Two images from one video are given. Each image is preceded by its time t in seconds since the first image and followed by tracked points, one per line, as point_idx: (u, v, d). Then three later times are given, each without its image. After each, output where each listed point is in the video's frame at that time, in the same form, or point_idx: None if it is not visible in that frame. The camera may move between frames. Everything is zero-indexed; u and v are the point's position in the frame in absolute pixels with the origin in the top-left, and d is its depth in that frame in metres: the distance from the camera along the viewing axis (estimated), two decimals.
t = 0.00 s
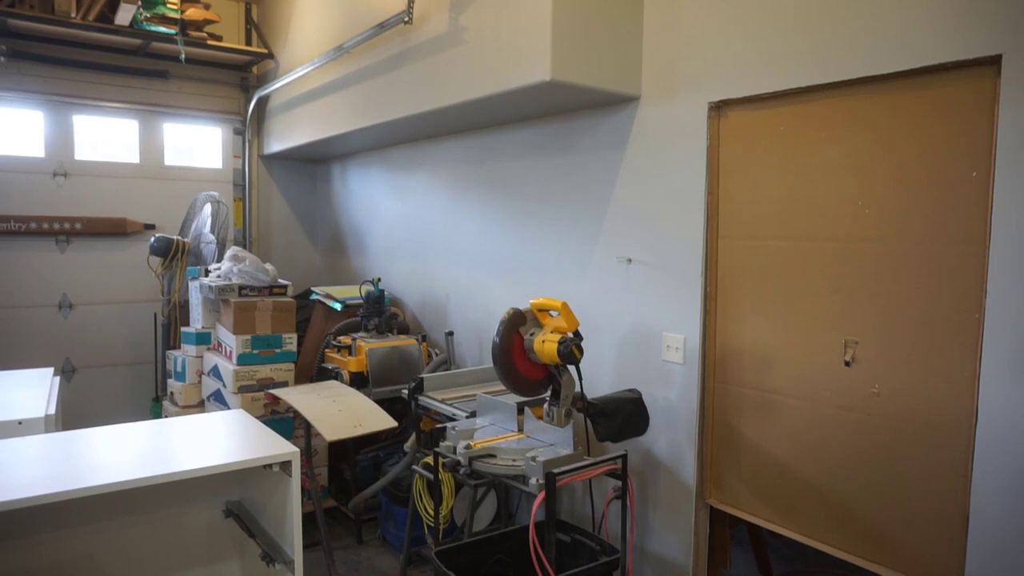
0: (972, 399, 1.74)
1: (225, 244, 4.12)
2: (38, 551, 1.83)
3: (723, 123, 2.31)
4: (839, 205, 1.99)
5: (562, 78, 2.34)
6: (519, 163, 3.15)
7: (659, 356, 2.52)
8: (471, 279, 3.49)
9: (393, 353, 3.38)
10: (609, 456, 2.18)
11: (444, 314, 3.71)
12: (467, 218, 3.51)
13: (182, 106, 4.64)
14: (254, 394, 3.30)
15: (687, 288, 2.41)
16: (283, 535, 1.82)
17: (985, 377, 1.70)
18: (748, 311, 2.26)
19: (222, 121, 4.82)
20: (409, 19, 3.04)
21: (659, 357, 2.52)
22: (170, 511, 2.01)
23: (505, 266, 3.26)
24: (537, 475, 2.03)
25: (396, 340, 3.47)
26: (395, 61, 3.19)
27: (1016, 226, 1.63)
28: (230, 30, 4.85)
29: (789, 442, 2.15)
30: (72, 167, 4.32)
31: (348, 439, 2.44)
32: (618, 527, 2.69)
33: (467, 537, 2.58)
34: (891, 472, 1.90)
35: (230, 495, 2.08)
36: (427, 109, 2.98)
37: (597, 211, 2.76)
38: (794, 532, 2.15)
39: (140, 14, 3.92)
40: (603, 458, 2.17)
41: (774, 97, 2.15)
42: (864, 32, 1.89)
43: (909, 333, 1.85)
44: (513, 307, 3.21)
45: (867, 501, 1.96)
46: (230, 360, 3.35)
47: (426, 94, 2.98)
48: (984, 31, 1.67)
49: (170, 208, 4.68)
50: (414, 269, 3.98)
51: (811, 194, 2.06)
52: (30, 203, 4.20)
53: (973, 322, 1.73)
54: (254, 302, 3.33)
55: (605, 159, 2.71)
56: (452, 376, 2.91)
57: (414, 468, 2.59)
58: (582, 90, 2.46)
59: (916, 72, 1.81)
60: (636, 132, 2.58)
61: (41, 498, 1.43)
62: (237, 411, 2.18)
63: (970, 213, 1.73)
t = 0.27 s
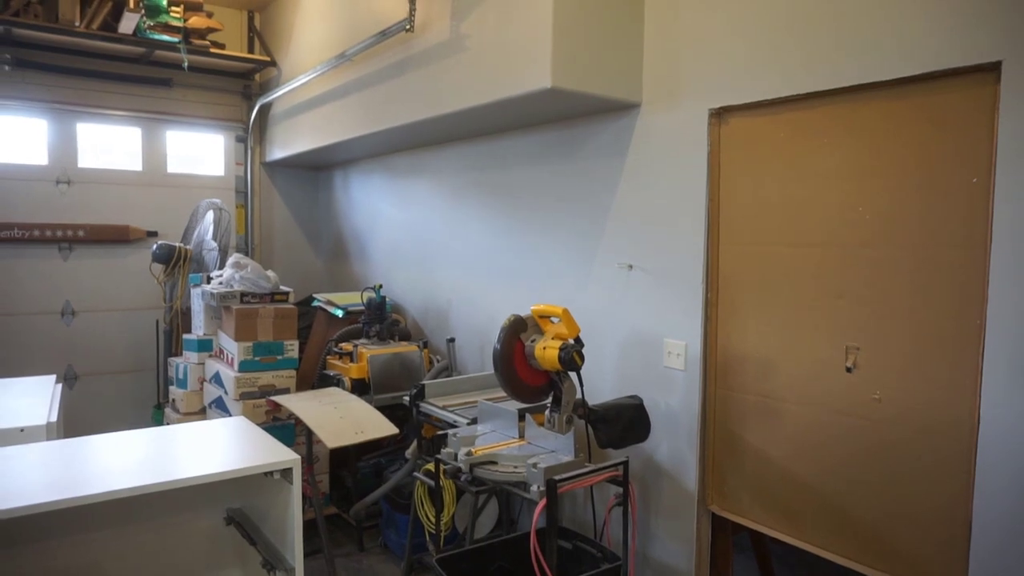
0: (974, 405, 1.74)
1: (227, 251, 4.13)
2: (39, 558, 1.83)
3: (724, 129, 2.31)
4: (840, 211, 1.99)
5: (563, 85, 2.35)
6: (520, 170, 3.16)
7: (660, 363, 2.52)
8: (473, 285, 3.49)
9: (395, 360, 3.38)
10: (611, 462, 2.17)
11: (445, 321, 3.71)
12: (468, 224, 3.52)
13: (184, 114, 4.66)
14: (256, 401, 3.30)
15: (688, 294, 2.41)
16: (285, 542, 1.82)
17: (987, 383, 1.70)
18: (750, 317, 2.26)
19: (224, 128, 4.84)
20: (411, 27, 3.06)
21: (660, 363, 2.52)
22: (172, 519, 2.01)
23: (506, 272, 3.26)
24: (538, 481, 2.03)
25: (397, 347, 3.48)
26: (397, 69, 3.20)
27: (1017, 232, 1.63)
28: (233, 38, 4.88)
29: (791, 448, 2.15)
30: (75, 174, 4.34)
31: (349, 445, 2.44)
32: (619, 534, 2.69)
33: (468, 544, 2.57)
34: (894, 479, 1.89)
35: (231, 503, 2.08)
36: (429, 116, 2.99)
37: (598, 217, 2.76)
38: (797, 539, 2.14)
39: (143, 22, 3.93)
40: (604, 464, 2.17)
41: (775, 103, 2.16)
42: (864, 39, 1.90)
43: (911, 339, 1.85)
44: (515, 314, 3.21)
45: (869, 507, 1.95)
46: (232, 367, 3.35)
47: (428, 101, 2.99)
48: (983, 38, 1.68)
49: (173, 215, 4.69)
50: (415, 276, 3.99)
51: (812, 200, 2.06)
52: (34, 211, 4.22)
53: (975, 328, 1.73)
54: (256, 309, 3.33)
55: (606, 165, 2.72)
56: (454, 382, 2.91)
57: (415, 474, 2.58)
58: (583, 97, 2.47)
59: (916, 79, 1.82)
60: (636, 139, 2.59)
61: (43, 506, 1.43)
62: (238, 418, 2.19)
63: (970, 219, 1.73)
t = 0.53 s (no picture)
0: (968, 418, 1.74)
1: (223, 263, 4.13)
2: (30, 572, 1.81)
3: (719, 143, 2.33)
4: (834, 225, 2.01)
5: (558, 99, 2.36)
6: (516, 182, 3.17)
7: (656, 376, 2.52)
8: (469, 297, 3.49)
9: (390, 372, 3.37)
10: (606, 476, 2.17)
11: (441, 333, 3.71)
12: (464, 237, 3.52)
13: (182, 126, 4.67)
14: (251, 413, 3.29)
15: (683, 307, 2.41)
16: (278, 557, 1.80)
17: (980, 397, 1.70)
18: (745, 330, 2.27)
19: (221, 140, 4.85)
20: (407, 41, 3.08)
21: (655, 376, 2.52)
22: (164, 532, 1.99)
23: (502, 285, 3.26)
24: (533, 495, 2.03)
25: (393, 359, 3.47)
26: (394, 82, 3.22)
27: (1009, 246, 1.64)
28: (231, 51, 4.90)
29: (787, 462, 2.15)
30: (72, 186, 4.34)
31: (344, 458, 2.43)
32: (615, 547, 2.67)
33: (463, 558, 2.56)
34: (889, 492, 1.89)
35: (224, 516, 2.06)
36: (425, 129, 3.01)
37: (593, 230, 2.77)
38: (793, 553, 2.13)
39: (141, 34, 3.94)
40: (599, 478, 2.17)
41: (769, 118, 2.17)
42: (856, 55, 1.92)
43: (905, 352, 1.86)
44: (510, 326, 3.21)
45: (865, 521, 1.95)
46: (227, 379, 3.34)
47: (424, 114, 3.00)
48: (973, 55, 1.70)
49: (169, 227, 4.69)
50: (412, 288, 3.99)
51: (806, 214, 2.08)
52: (29, 222, 4.21)
53: (968, 341, 1.74)
54: (252, 321, 3.33)
55: (601, 178, 2.73)
56: (449, 395, 2.91)
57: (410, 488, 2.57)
58: (578, 111, 2.49)
59: (908, 95, 1.84)
60: (631, 152, 2.60)
61: (34, 520, 1.41)
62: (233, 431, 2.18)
63: (963, 233, 1.75)
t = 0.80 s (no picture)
0: (961, 439, 1.75)
1: (217, 281, 4.12)
2: None
3: (712, 165, 2.35)
4: (826, 247, 2.02)
5: (553, 120, 2.39)
6: (511, 202, 3.19)
7: (650, 396, 2.52)
8: (464, 317, 3.49)
9: (384, 392, 3.36)
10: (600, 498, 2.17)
11: (435, 352, 3.70)
12: (459, 256, 3.53)
13: (177, 144, 4.69)
14: (244, 433, 3.27)
15: (677, 327, 2.42)
16: None
17: (972, 417, 1.71)
18: (738, 351, 2.27)
19: (217, 158, 4.86)
20: (403, 62, 3.11)
21: (650, 396, 2.52)
22: (153, 555, 1.97)
23: (497, 304, 3.27)
24: (527, 517, 2.02)
25: (387, 378, 3.46)
26: (389, 102, 3.25)
27: (998, 268, 1.66)
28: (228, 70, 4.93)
29: (781, 483, 2.15)
30: (66, 203, 4.34)
31: (336, 479, 2.41)
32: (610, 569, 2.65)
33: None
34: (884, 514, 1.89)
35: (215, 539, 2.04)
36: (420, 149, 3.03)
37: (588, 250, 2.78)
38: None
39: (138, 53, 3.97)
40: (594, 500, 2.16)
41: (761, 141, 2.20)
42: (845, 80, 1.95)
43: (898, 374, 1.87)
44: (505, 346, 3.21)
45: (860, 544, 1.94)
46: (219, 398, 3.32)
47: (420, 134, 3.03)
48: (960, 80, 1.73)
49: (163, 245, 4.68)
50: (406, 307, 3.98)
51: (798, 236, 2.10)
52: (22, 239, 4.20)
53: (960, 363, 1.76)
54: (245, 339, 3.32)
55: (595, 199, 2.75)
56: (443, 415, 2.90)
57: (404, 509, 2.55)
58: (573, 132, 2.51)
59: (898, 119, 1.86)
60: (625, 173, 2.62)
61: (22, 543, 1.40)
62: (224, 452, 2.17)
63: (953, 256, 1.77)
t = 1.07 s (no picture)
0: (963, 456, 1.74)
1: (219, 300, 4.13)
2: None
3: (712, 184, 2.37)
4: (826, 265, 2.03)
5: (553, 139, 2.41)
6: (512, 221, 3.21)
7: (652, 414, 2.52)
8: (465, 335, 3.49)
9: (386, 411, 3.35)
10: (603, 517, 2.15)
11: (437, 371, 3.70)
12: (460, 275, 3.54)
13: (181, 164, 4.73)
14: (245, 453, 3.26)
15: (678, 345, 2.42)
16: None
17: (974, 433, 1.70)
18: (739, 369, 2.27)
19: (220, 178, 4.90)
20: (405, 83, 3.15)
21: (652, 414, 2.52)
22: None
23: (498, 323, 3.27)
24: (529, 537, 2.01)
25: (389, 397, 3.46)
26: (391, 122, 3.28)
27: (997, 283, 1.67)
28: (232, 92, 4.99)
29: (785, 502, 2.13)
30: (69, 223, 4.37)
31: (337, 499, 2.40)
32: None
33: None
34: (888, 532, 1.88)
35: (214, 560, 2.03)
36: (422, 168, 3.06)
37: (588, 269, 2.79)
38: None
39: (143, 74, 4.03)
40: (596, 519, 2.15)
41: (760, 159, 2.22)
42: (843, 98, 1.97)
43: (900, 391, 1.86)
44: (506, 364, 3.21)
45: (864, 563, 1.93)
46: (220, 418, 3.32)
47: (421, 154, 3.06)
48: (956, 98, 1.75)
49: (166, 264, 4.70)
50: (408, 326, 3.99)
51: (798, 253, 2.11)
52: (26, 259, 4.22)
53: (961, 379, 1.75)
54: (247, 358, 3.32)
55: (595, 217, 2.77)
56: (445, 434, 2.89)
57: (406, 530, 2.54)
58: (573, 151, 2.53)
59: (896, 137, 1.88)
60: (625, 191, 2.64)
61: (21, 565, 1.39)
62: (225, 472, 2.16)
63: (953, 273, 1.77)
